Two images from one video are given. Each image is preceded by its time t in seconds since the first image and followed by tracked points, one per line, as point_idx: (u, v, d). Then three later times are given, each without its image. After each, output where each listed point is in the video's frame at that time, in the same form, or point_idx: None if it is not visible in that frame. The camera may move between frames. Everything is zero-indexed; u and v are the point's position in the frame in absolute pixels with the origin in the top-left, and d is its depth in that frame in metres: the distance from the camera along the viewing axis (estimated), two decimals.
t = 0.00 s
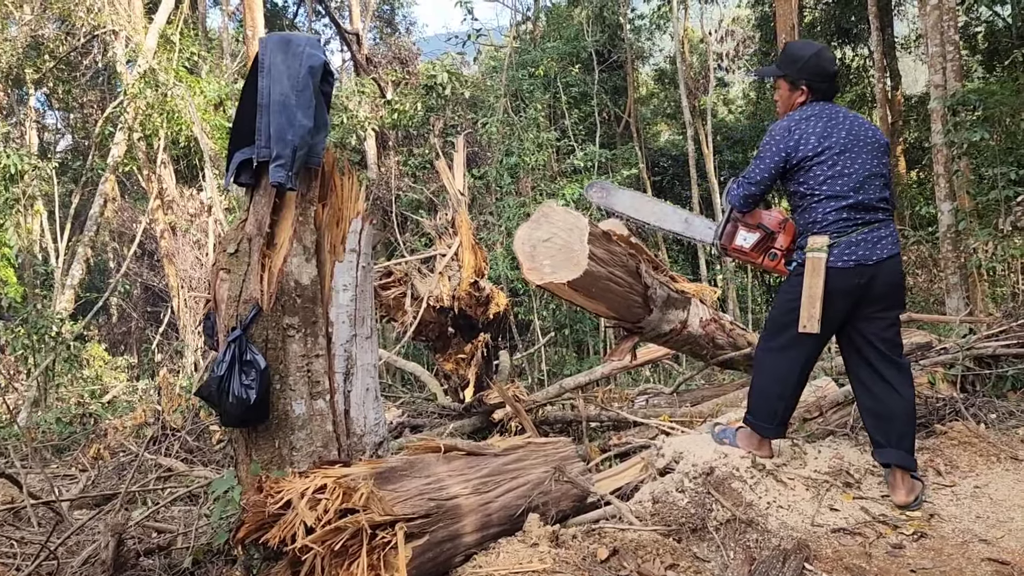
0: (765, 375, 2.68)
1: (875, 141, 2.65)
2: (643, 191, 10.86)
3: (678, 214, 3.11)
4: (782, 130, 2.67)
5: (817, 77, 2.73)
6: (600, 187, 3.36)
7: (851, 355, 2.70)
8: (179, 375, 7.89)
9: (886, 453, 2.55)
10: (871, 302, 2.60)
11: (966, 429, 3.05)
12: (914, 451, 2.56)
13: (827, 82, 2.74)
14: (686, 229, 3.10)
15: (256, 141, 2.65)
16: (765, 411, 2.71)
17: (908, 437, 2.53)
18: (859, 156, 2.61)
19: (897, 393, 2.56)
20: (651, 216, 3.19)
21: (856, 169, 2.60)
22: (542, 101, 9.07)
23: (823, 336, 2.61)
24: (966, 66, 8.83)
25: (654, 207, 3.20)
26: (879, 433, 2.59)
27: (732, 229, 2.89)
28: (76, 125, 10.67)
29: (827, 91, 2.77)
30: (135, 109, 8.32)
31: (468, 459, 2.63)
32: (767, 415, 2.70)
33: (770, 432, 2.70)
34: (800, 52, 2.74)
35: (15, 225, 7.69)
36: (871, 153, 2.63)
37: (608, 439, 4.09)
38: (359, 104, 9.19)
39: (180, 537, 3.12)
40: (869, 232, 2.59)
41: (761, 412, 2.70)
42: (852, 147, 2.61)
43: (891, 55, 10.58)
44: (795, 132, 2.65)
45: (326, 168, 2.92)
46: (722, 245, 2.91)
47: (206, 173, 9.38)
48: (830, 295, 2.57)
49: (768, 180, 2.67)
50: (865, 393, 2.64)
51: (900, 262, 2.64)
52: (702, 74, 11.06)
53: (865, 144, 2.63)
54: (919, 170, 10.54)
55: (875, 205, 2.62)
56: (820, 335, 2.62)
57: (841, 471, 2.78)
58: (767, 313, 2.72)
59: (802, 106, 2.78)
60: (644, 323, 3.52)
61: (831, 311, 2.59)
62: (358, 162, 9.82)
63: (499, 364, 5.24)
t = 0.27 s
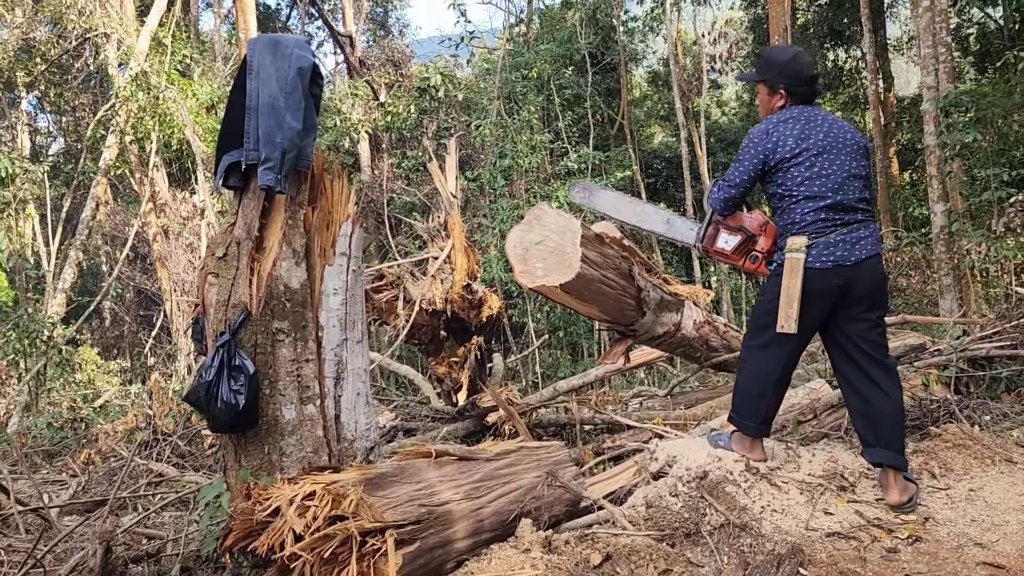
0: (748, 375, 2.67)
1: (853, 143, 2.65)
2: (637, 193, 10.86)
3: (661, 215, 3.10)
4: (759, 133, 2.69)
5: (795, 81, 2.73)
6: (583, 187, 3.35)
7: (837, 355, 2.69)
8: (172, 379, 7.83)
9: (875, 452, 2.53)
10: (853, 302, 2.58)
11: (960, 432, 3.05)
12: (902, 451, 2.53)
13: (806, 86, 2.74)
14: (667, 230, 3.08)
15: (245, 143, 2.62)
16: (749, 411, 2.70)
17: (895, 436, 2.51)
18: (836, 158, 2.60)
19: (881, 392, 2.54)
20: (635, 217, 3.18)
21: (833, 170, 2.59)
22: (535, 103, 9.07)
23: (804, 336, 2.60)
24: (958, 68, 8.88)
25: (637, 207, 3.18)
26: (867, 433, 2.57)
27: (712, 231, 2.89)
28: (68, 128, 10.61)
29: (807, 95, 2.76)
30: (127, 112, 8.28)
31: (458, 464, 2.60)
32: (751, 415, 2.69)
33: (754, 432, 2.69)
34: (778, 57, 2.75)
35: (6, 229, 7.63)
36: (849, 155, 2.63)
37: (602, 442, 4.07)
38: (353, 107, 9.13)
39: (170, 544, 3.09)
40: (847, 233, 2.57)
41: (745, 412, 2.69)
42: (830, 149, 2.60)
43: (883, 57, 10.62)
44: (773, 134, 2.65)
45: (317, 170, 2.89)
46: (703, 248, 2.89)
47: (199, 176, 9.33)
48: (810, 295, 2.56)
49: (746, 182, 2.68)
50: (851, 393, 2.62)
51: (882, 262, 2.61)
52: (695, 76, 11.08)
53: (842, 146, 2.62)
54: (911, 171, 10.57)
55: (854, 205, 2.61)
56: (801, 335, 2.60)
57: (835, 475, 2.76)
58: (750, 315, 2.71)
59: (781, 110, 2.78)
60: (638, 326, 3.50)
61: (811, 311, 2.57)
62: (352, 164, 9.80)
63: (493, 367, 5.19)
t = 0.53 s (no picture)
0: (742, 378, 2.65)
1: (837, 143, 2.65)
2: (635, 195, 10.86)
3: (645, 216, 3.08)
4: (744, 134, 2.68)
5: (778, 83, 2.71)
6: (565, 188, 3.21)
7: (830, 354, 2.67)
8: (168, 382, 7.80)
9: (872, 451, 2.50)
10: (844, 300, 2.57)
11: (959, 434, 3.04)
12: (899, 449, 2.51)
13: (788, 89, 2.72)
14: (652, 232, 3.09)
15: (238, 146, 2.60)
16: (745, 414, 2.68)
17: (892, 434, 2.49)
18: (821, 157, 2.59)
19: (875, 390, 2.52)
20: (619, 218, 3.14)
21: (819, 170, 2.58)
22: (532, 105, 9.07)
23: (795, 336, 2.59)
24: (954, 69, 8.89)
25: (621, 208, 3.13)
26: (864, 432, 2.54)
27: (698, 232, 2.89)
28: (64, 131, 10.59)
29: (790, 97, 2.75)
30: (123, 115, 8.25)
31: (453, 467, 2.58)
32: (746, 417, 2.67)
33: (750, 435, 2.67)
34: (760, 59, 2.72)
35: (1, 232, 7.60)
36: (834, 154, 2.62)
37: (599, 445, 4.04)
38: (349, 109, 9.25)
39: (163, 549, 3.06)
40: (835, 231, 2.55)
41: (740, 414, 2.67)
42: (815, 149, 2.60)
43: (879, 59, 10.64)
44: (758, 135, 2.65)
45: (310, 172, 2.89)
46: (688, 249, 2.91)
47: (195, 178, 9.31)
48: (800, 295, 2.54)
49: (732, 183, 2.67)
50: (845, 392, 2.60)
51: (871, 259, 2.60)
52: (692, 78, 11.08)
53: (826, 145, 2.62)
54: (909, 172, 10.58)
55: (841, 204, 2.59)
56: (793, 334, 2.59)
57: (834, 478, 2.74)
58: (742, 317, 2.70)
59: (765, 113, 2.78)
60: (634, 328, 3.47)
61: (803, 310, 2.56)
62: (349, 166, 9.78)
63: (489, 370, 5.15)
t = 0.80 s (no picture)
0: (742, 378, 2.64)
1: (832, 141, 2.64)
2: (634, 195, 10.85)
3: (637, 212, 3.10)
4: (739, 132, 2.66)
5: (773, 82, 2.70)
6: (562, 184, 3.37)
7: (827, 352, 2.65)
8: (167, 383, 7.77)
9: (873, 448, 2.49)
10: (840, 297, 2.56)
11: (961, 436, 3.04)
12: (900, 445, 2.49)
13: (784, 88, 2.71)
14: (646, 228, 3.08)
15: (235, 146, 2.59)
16: (745, 414, 2.67)
17: (892, 431, 2.47)
18: (815, 155, 2.58)
19: (874, 387, 2.51)
20: (612, 214, 3.18)
21: (814, 167, 2.57)
22: (531, 105, 9.06)
23: (793, 334, 2.57)
24: (954, 70, 8.90)
25: (614, 205, 3.18)
26: (864, 429, 2.53)
27: (691, 230, 2.88)
28: (63, 131, 10.57)
29: (785, 95, 2.73)
30: (122, 115, 8.23)
31: (452, 469, 2.56)
32: (746, 417, 2.65)
33: (750, 435, 2.65)
34: (755, 59, 2.71)
35: None
36: (828, 152, 2.61)
37: (599, 446, 4.03)
38: (349, 110, 9.23)
39: (161, 551, 3.04)
40: (831, 228, 2.54)
41: (740, 415, 2.65)
42: (810, 146, 2.59)
43: (879, 59, 10.64)
44: (753, 132, 2.63)
45: (308, 172, 2.87)
46: (681, 247, 2.91)
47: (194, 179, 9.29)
48: (797, 292, 2.53)
49: (727, 181, 2.65)
50: (844, 389, 2.59)
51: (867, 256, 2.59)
52: (692, 79, 11.07)
53: (820, 143, 2.61)
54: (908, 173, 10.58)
55: (836, 201, 2.58)
56: (791, 332, 2.57)
57: (835, 480, 2.73)
58: (740, 318, 2.69)
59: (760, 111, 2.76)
60: (634, 329, 3.45)
61: (799, 307, 2.54)
62: (348, 167, 9.76)
63: (489, 370, 5.12)
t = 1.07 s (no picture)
0: (741, 377, 2.63)
1: (825, 138, 2.64)
2: (634, 195, 10.85)
3: (632, 215, 3.10)
4: (732, 131, 2.66)
5: (767, 81, 2.69)
6: (551, 188, 3.27)
7: (825, 350, 2.65)
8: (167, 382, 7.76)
9: (873, 444, 2.49)
10: (837, 293, 2.55)
11: (962, 435, 3.03)
12: (899, 440, 2.49)
13: (777, 87, 2.70)
14: (640, 231, 3.10)
15: (234, 145, 2.58)
16: (744, 415, 2.66)
17: (891, 426, 2.47)
18: (808, 152, 2.58)
19: (872, 382, 2.50)
20: (605, 218, 3.17)
21: (807, 164, 2.57)
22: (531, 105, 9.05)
23: (791, 332, 2.57)
24: (954, 70, 8.89)
25: (607, 208, 3.17)
26: (863, 426, 2.53)
27: (686, 230, 2.88)
28: (63, 131, 10.56)
29: (779, 95, 2.73)
30: (122, 115, 8.18)
31: (452, 469, 2.56)
32: (746, 417, 2.64)
33: (751, 435, 2.65)
34: (749, 58, 2.70)
35: None
36: (821, 149, 2.61)
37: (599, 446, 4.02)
38: (349, 109, 9.19)
39: (161, 551, 3.03)
40: (825, 224, 2.54)
41: (741, 415, 2.64)
42: (803, 144, 2.59)
43: (879, 59, 10.63)
44: (746, 131, 2.63)
45: (308, 172, 2.86)
46: (676, 247, 2.89)
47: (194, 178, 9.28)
48: (794, 290, 2.52)
49: (721, 180, 2.65)
50: (843, 385, 2.58)
51: (862, 251, 2.59)
52: (692, 78, 11.06)
53: (812, 140, 2.60)
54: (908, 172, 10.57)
55: (831, 198, 2.58)
56: (788, 330, 2.57)
57: (836, 480, 2.72)
58: (738, 318, 2.68)
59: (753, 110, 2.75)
60: (635, 329, 3.44)
61: (796, 305, 2.54)
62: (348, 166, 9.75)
63: (488, 370, 5.12)
